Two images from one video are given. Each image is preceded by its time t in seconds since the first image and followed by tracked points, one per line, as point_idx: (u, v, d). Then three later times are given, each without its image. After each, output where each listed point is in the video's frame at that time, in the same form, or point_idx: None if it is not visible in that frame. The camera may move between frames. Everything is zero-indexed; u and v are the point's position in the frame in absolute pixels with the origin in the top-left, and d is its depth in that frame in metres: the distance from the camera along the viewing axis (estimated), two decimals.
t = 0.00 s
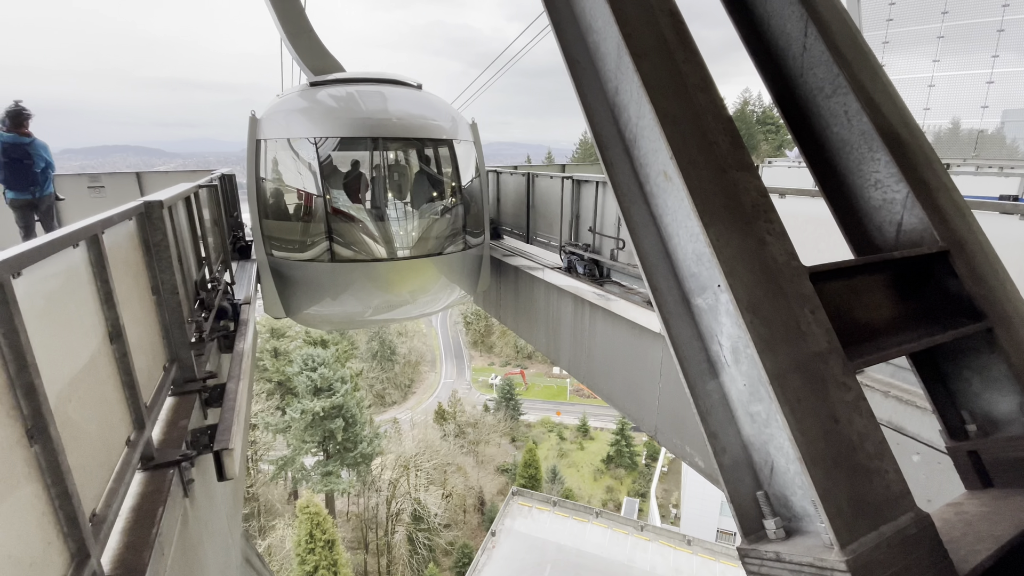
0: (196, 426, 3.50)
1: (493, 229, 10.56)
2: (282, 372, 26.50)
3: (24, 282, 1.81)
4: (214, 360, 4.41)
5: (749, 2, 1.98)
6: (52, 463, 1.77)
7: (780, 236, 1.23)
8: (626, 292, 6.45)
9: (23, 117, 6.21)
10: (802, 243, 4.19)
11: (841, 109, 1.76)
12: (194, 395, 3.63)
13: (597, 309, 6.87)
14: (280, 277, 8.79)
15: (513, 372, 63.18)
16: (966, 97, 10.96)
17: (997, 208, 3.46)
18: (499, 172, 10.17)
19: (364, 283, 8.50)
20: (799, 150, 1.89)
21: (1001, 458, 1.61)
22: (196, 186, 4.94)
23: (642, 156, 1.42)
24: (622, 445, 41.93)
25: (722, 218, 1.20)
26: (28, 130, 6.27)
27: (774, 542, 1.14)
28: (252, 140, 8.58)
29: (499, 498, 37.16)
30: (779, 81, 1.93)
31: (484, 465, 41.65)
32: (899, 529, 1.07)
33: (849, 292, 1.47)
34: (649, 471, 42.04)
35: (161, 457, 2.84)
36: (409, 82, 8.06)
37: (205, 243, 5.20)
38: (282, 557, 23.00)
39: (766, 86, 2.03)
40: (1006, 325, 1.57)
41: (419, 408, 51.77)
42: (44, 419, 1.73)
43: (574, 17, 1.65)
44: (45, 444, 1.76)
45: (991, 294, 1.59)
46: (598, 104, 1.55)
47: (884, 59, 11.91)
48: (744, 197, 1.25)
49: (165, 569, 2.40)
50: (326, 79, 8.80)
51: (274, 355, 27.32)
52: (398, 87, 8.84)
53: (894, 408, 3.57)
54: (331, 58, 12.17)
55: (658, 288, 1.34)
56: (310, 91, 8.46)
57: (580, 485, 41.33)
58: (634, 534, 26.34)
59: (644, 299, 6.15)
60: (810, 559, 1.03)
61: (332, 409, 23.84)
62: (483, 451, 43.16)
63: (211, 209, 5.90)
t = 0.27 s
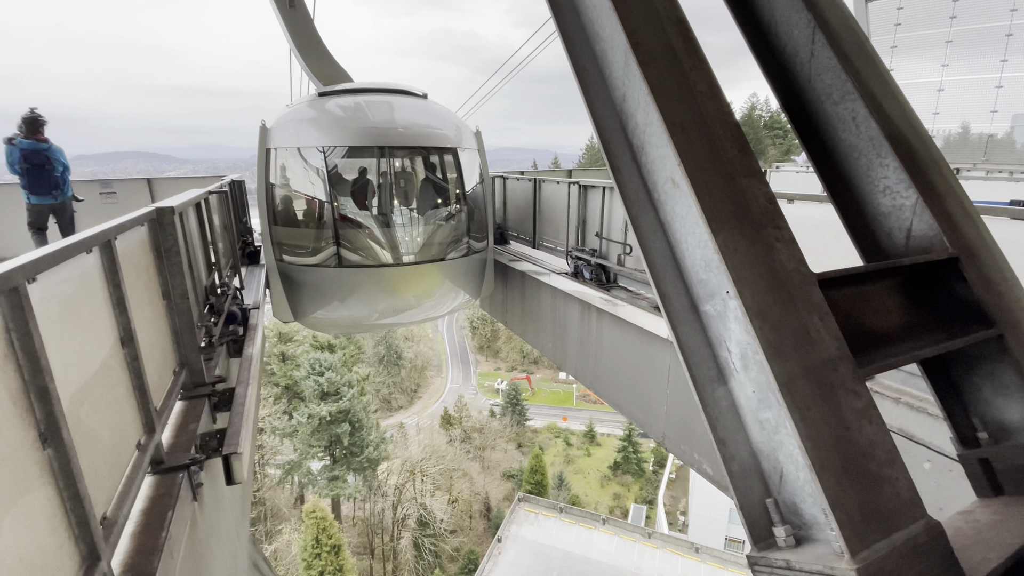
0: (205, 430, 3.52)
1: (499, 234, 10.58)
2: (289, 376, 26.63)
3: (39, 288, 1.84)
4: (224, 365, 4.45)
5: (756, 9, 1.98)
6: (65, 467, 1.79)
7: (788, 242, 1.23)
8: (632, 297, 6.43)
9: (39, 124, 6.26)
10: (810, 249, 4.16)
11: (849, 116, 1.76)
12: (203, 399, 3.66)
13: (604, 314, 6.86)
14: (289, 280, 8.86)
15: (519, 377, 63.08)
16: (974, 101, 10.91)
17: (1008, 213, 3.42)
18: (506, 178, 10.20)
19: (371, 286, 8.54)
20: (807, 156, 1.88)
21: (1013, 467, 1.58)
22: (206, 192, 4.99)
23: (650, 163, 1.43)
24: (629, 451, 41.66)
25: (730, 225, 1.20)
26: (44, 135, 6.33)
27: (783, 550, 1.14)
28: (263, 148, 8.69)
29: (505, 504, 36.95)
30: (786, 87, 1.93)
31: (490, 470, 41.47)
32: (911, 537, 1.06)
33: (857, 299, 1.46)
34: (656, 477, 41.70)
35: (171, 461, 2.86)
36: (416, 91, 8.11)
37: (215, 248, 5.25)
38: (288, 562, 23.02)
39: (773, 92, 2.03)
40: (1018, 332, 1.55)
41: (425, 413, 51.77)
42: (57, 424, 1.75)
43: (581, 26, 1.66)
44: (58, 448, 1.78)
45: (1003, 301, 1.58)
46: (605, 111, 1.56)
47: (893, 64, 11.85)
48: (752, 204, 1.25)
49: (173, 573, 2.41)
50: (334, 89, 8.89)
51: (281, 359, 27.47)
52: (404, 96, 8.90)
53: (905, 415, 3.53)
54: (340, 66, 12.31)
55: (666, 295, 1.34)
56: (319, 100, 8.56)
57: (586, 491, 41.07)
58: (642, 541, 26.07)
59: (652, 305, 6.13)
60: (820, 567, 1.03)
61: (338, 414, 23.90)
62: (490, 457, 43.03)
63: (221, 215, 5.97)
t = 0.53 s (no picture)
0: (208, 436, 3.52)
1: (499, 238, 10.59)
2: (289, 381, 26.62)
3: (48, 295, 1.85)
4: (227, 370, 4.45)
5: (759, 18, 2.00)
6: (72, 473, 1.79)
7: (796, 250, 1.24)
8: (634, 301, 6.43)
9: (42, 130, 6.29)
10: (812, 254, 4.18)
11: (852, 124, 1.78)
12: (207, 405, 3.66)
13: (605, 319, 6.86)
14: (291, 284, 8.88)
15: (520, 382, 63.01)
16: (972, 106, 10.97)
17: (1009, 219, 3.43)
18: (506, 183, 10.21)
19: (372, 290, 8.57)
20: (811, 162, 1.90)
21: (1019, 471, 1.58)
22: (209, 199, 5.01)
23: (657, 171, 1.44)
24: (630, 457, 41.55)
25: (738, 232, 1.22)
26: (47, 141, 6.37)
27: (793, 555, 1.15)
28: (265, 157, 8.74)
29: (505, 510, 36.84)
30: (789, 95, 1.95)
31: (490, 476, 41.34)
32: (919, 541, 1.06)
33: (863, 305, 1.47)
34: (657, 483, 41.55)
35: (175, 467, 2.86)
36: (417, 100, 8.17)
37: (218, 254, 5.27)
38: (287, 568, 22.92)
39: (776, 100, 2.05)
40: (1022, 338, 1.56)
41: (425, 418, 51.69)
42: (65, 430, 1.75)
43: (587, 35, 1.68)
44: (66, 454, 1.78)
45: (1006, 306, 1.59)
46: (612, 120, 1.58)
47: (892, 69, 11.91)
48: (758, 212, 1.26)
49: None
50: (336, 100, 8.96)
51: (281, 364, 27.47)
52: (404, 105, 8.96)
53: (909, 420, 3.54)
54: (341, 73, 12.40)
55: (674, 301, 1.35)
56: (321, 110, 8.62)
57: (587, 497, 40.92)
58: (643, 547, 25.92)
59: (654, 310, 6.13)
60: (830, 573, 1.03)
61: (338, 419, 23.88)
62: (490, 462, 42.92)
63: (224, 220, 6.00)
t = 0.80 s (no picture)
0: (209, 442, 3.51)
1: (495, 243, 10.60)
2: (282, 388, 26.44)
3: (59, 299, 1.86)
4: (226, 376, 4.44)
5: (757, 29, 2.06)
6: (82, 478, 1.79)
7: (800, 255, 1.28)
8: (631, 305, 6.47)
9: (29, 136, 6.24)
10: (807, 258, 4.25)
11: (848, 133, 1.83)
12: (208, 410, 3.65)
13: (602, 323, 6.90)
14: (286, 289, 8.88)
15: (514, 386, 62.94)
16: (960, 112, 11.15)
17: (998, 223, 3.50)
18: (502, 188, 10.25)
19: (367, 295, 8.58)
20: (809, 170, 1.95)
21: (1013, 469, 1.64)
22: (207, 204, 5.01)
23: (663, 179, 1.49)
24: (624, 461, 41.55)
25: (744, 239, 1.26)
26: (35, 149, 6.34)
27: (801, 550, 1.19)
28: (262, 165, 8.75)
29: (500, 516, 36.70)
30: (787, 104, 2.01)
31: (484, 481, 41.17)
32: (923, 534, 1.10)
33: (863, 308, 1.52)
34: (652, 487, 41.55)
35: (178, 473, 2.86)
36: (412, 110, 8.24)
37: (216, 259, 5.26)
38: None
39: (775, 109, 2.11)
40: (1015, 340, 1.62)
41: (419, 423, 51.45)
42: (76, 435, 1.76)
43: (593, 46, 1.73)
44: (77, 459, 1.79)
45: (1000, 309, 1.64)
46: (618, 128, 1.63)
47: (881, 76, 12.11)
48: (763, 218, 1.31)
49: None
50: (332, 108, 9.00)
51: (274, 371, 27.28)
52: (399, 114, 9.02)
53: (905, 422, 3.61)
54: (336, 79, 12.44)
55: (682, 305, 1.39)
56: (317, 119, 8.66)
57: (581, 502, 40.84)
58: (638, 551, 25.85)
59: (650, 313, 6.17)
60: (838, 566, 1.07)
61: (331, 425, 23.72)
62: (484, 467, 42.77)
63: (221, 225, 5.99)
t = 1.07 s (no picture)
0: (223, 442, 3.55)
1: (494, 246, 10.65)
2: (275, 392, 26.34)
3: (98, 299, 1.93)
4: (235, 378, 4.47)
5: (765, 39, 2.16)
6: (120, 473, 1.84)
7: (817, 253, 1.37)
8: (631, 306, 6.56)
9: (25, 140, 6.02)
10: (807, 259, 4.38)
11: (854, 138, 1.93)
12: (221, 411, 3.69)
13: (603, 324, 7.00)
14: (287, 292, 8.91)
15: (508, 390, 63.01)
16: (948, 116, 11.42)
17: (992, 225, 3.61)
18: (501, 191, 10.33)
19: (367, 297, 8.61)
20: (816, 173, 2.05)
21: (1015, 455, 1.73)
22: (214, 209, 5.05)
23: (685, 183, 1.57)
24: (618, 463, 41.70)
25: (767, 238, 1.35)
26: (29, 153, 6.11)
27: (823, 527, 1.27)
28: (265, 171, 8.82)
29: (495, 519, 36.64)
30: (794, 111, 2.11)
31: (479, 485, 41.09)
32: (938, 511, 1.19)
33: (874, 304, 1.61)
34: (646, 489, 41.70)
35: (197, 472, 2.90)
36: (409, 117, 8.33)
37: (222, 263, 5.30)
38: None
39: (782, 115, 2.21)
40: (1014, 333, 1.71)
41: (413, 427, 51.36)
42: (114, 432, 1.81)
43: (613, 57, 1.82)
44: (114, 455, 1.84)
45: (1000, 305, 1.74)
46: (639, 135, 1.71)
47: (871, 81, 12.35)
48: (782, 220, 1.40)
49: None
50: (331, 116, 9.10)
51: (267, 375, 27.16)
52: (397, 122, 9.10)
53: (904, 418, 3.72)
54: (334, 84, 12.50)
55: (705, 302, 1.48)
56: (316, 127, 8.75)
57: (576, 504, 40.89)
58: (632, 554, 25.93)
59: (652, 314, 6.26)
60: (862, 541, 1.15)
61: (325, 430, 23.65)
62: (479, 471, 42.73)
63: (226, 229, 6.02)
